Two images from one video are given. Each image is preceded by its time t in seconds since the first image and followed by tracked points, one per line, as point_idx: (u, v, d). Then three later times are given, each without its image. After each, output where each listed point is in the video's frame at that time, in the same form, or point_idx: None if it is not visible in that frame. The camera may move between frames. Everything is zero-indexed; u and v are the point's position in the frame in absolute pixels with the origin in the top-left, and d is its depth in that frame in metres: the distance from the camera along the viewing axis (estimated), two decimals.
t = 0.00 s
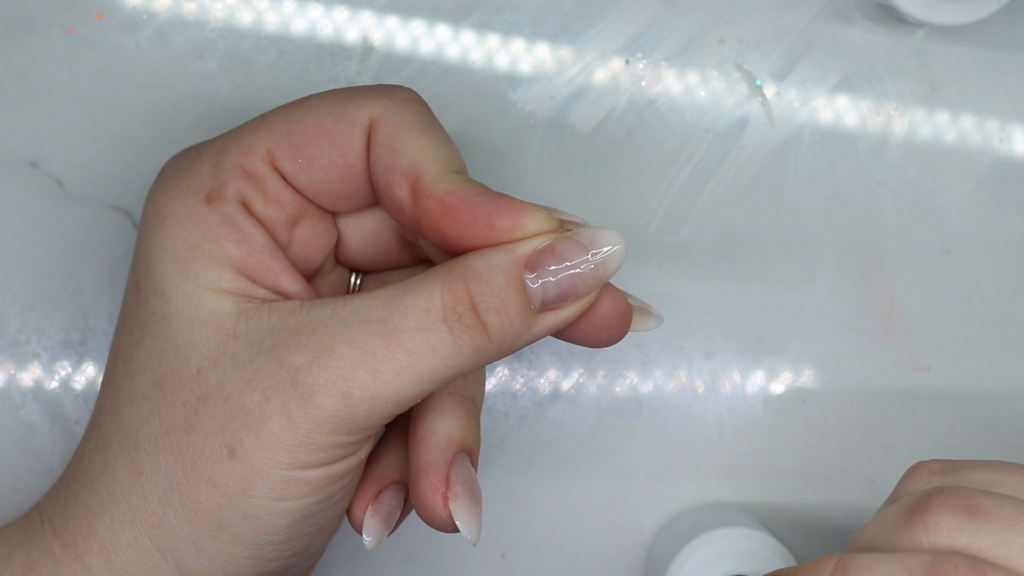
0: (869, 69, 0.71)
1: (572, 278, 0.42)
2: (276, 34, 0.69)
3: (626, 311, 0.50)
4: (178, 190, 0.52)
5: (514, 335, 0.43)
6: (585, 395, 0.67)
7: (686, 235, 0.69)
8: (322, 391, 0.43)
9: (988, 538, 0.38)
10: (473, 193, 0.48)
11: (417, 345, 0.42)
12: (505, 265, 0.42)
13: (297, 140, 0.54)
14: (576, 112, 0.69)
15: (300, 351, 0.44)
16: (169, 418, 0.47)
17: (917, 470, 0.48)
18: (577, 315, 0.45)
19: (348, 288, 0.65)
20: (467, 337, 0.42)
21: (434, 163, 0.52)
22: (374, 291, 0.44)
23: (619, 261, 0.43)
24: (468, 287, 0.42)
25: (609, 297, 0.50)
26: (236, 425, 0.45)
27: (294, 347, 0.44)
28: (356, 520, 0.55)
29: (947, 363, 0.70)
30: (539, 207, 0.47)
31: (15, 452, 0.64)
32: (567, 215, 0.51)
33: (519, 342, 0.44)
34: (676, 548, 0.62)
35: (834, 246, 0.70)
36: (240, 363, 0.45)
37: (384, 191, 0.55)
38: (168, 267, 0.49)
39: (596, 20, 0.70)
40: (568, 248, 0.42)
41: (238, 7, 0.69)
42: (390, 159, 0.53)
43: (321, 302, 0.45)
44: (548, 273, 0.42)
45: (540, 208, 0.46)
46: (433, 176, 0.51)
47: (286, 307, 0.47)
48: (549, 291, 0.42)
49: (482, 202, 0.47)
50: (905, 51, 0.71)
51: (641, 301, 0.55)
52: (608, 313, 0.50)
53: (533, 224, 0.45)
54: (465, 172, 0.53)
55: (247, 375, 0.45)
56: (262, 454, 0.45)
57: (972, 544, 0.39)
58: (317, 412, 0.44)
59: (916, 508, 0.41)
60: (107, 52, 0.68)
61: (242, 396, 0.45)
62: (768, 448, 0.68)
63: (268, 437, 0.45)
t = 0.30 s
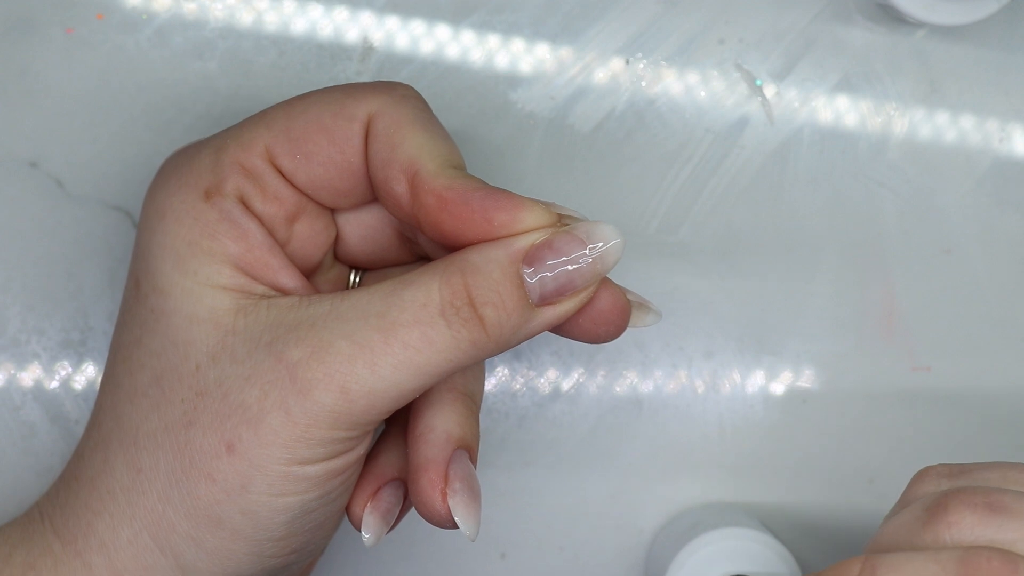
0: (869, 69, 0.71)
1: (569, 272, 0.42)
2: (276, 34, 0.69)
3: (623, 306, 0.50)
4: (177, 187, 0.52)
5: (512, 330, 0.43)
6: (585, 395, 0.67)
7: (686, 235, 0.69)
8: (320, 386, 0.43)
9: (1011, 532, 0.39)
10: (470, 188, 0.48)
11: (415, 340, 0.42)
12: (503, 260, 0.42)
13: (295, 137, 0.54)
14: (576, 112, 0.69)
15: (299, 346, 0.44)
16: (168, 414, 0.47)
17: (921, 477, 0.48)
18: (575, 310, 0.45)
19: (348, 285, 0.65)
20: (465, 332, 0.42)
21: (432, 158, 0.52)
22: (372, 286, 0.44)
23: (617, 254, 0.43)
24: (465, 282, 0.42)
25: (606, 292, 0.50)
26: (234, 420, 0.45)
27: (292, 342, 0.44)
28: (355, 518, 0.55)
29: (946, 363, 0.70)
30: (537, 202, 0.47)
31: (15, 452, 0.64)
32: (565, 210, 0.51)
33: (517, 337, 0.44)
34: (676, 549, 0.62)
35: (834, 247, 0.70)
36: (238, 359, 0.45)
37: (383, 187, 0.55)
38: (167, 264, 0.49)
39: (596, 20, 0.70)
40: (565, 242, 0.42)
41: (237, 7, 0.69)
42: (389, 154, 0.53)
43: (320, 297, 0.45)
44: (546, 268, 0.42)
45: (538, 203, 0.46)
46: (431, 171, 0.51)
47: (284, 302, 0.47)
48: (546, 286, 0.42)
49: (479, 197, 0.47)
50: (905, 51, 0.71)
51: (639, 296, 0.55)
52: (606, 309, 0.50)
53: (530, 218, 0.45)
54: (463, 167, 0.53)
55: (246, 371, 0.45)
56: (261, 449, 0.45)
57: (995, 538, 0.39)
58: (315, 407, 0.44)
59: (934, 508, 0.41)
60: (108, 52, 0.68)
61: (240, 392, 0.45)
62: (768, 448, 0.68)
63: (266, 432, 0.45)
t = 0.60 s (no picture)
0: (870, 69, 0.71)
1: (568, 267, 0.42)
2: (276, 33, 0.69)
3: (623, 301, 0.51)
4: (176, 184, 0.52)
5: (511, 325, 0.43)
6: (585, 395, 0.67)
7: (686, 235, 0.69)
8: (319, 381, 0.43)
9: None
10: (470, 183, 0.48)
11: (413, 335, 0.42)
12: (502, 255, 0.42)
13: (294, 133, 0.55)
14: (576, 113, 0.69)
15: (297, 341, 0.44)
16: (167, 410, 0.47)
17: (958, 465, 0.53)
18: (575, 304, 0.45)
19: (348, 281, 0.65)
20: (464, 326, 0.42)
21: (433, 154, 0.52)
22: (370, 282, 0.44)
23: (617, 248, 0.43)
24: (464, 277, 0.42)
25: (605, 287, 0.50)
26: (233, 416, 0.45)
27: (290, 338, 0.44)
28: (355, 514, 0.55)
29: (947, 363, 0.70)
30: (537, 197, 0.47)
31: (15, 452, 0.64)
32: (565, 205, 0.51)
33: (517, 332, 0.44)
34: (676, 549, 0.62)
35: (834, 247, 0.70)
36: (237, 354, 0.45)
37: (382, 182, 0.54)
38: (167, 261, 0.49)
39: (596, 20, 0.70)
40: (564, 237, 0.42)
41: (238, 7, 0.69)
42: (388, 150, 0.53)
43: (318, 292, 0.45)
44: (545, 263, 0.42)
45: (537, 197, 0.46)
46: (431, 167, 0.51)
47: (282, 298, 0.47)
48: (546, 281, 0.42)
49: (479, 192, 0.47)
50: (905, 51, 0.71)
51: (639, 292, 0.55)
52: (605, 304, 0.50)
53: (529, 213, 0.44)
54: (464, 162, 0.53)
55: (244, 366, 0.45)
56: (260, 445, 0.45)
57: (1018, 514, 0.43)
58: (314, 402, 0.44)
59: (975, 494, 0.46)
60: (107, 52, 0.68)
61: (239, 387, 0.45)
62: (769, 449, 0.68)
63: (265, 427, 0.45)
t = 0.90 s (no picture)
0: (869, 69, 0.71)
1: (568, 268, 0.42)
2: (276, 34, 0.69)
3: (622, 303, 0.50)
4: (176, 183, 0.52)
5: (510, 326, 0.43)
6: (585, 395, 0.67)
7: (686, 235, 0.69)
8: (318, 381, 0.43)
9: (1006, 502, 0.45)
10: (470, 183, 0.48)
11: (413, 336, 0.42)
12: (502, 256, 0.42)
13: (294, 133, 0.55)
14: (576, 112, 0.69)
15: (297, 341, 0.44)
16: (167, 410, 0.47)
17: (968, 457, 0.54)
18: (574, 306, 0.45)
19: (347, 281, 0.65)
20: (464, 327, 0.42)
21: (432, 154, 0.52)
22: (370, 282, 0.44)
23: (617, 250, 0.42)
24: (464, 278, 0.42)
25: (604, 288, 0.50)
26: (233, 416, 0.45)
27: (290, 338, 0.44)
28: (354, 514, 0.55)
29: (947, 363, 0.70)
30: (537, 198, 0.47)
31: (15, 452, 0.64)
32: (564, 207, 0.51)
33: (516, 332, 0.44)
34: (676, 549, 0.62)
35: (834, 247, 0.70)
36: (237, 354, 0.45)
37: (382, 182, 0.54)
38: (167, 261, 0.49)
39: (596, 20, 0.70)
40: (564, 239, 0.42)
41: (238, 7, 0.69)
42: (388, 150, 0.53)
43: (317, 292, 0.45)
44: (545, 264, 0.42)
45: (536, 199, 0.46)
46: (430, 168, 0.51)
47: (282, 298, 0.47)
48: (545, 282, 0.42)
49: (479, 193, 0.47)
50: (905, 51, 0.71)
51: (638, 293, 0.55)
52: (604, 306, 0.50)
53: (529, 214, 0.44)
54: (463, 163, 0.53)
55: (244, 366, 0.45)
56: (259, 445, 0.45)
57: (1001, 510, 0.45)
58: (313, 402, 0.44)
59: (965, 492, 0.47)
60: (107, 52, 0.68)
61: (239, 387, 0.45)
62: (769, 448, 0.68)
63: (264, 428, 0.45)
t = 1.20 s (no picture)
0: (869, 69, 0.71)
1: (567, 268, 0.42)
2: (276, 34, 0.69)
3: (621, 303, 0.50)
4: (176, 183, 0.52)
5: (510, 326, 0.43)
6: (585, 395, 0.67)
7: (686, 235, 0.69)
8: (318, 382, 0.43)
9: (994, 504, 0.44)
10: (470, 184, 0.48)
11: (413, 336, 0.42)
12: (502, 256, 0.42)
13: (294, 134, 0.55)
14: (576, 112, 0.69)
15: (297, 341, 0.44)
16: (167, 410, 0.47)
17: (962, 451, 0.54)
18: (574, 306, 0.45)
19: (347, 281, 0.65)
20: (464, 327, 0.42)
21: (432, 154, 0.52)
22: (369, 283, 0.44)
23: (617, 250, 0.42)
24: (465, 279, 0.42)
25: (603, 288, 0.50)
26: (233, 416, 0.45)
27: (290, 338, 0.44)
28: (354, 514, 0.55)
29: (947, 363, 0.70)
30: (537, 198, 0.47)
31: (15, 452, 0.64)
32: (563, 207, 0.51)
33: (516, 333, 0.44)
34: (676, 549, 0.62)
35: (834, 247, 0.70)
36: (237, 354, 0.45)
37: (381, 183, 0.54)
38: (167, 262, 0.49)
39: (596, 20, 0.70)
40: (565, 239, 0.42)
41: (237, 7, 0.69)
42: (388, 150, 0.53)
43: (317, 292, 0.45)
44: (545, 265, 0.42)
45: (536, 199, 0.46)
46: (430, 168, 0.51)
47: (281, 298, 0.47)
48: (545, 282, 0.42)
49: (478, 194, 0.47)
50: (905, 51, 0.71)
51: (638, 293, 0.55)
52: (604, 306, 0.50)
53: (529, 214, 0.44)
54: (462, 163, 0.53)
55: (244, 366, 0.45)
56: (259, 445, 0.45)
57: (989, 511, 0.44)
58: (313, 402, 0.44)
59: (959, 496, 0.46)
60: (107, 52, 0.68)
61: (238, 387, 0.45)
62: (769, 448, 0.68)
63: (263, 428, 0.45)
